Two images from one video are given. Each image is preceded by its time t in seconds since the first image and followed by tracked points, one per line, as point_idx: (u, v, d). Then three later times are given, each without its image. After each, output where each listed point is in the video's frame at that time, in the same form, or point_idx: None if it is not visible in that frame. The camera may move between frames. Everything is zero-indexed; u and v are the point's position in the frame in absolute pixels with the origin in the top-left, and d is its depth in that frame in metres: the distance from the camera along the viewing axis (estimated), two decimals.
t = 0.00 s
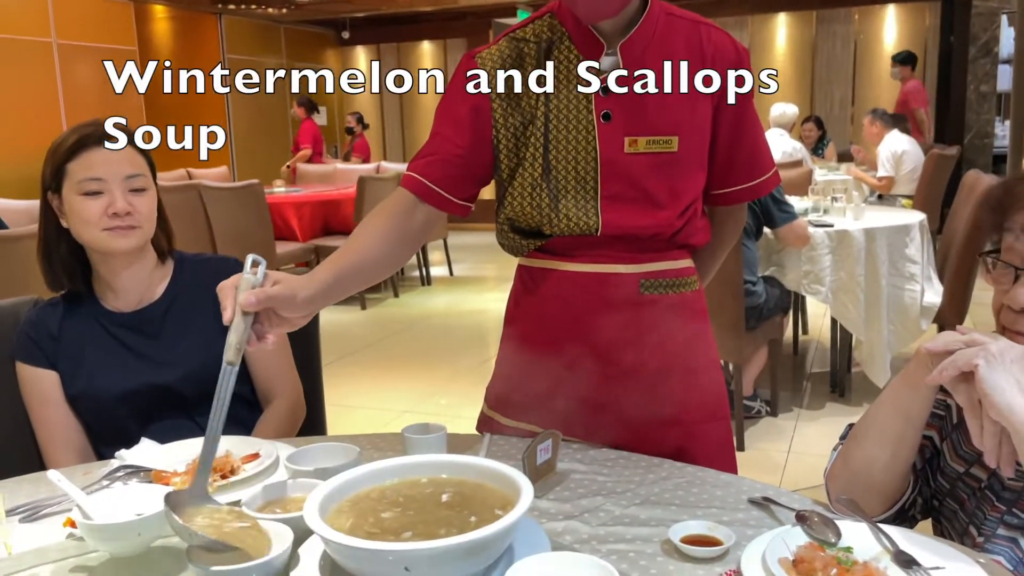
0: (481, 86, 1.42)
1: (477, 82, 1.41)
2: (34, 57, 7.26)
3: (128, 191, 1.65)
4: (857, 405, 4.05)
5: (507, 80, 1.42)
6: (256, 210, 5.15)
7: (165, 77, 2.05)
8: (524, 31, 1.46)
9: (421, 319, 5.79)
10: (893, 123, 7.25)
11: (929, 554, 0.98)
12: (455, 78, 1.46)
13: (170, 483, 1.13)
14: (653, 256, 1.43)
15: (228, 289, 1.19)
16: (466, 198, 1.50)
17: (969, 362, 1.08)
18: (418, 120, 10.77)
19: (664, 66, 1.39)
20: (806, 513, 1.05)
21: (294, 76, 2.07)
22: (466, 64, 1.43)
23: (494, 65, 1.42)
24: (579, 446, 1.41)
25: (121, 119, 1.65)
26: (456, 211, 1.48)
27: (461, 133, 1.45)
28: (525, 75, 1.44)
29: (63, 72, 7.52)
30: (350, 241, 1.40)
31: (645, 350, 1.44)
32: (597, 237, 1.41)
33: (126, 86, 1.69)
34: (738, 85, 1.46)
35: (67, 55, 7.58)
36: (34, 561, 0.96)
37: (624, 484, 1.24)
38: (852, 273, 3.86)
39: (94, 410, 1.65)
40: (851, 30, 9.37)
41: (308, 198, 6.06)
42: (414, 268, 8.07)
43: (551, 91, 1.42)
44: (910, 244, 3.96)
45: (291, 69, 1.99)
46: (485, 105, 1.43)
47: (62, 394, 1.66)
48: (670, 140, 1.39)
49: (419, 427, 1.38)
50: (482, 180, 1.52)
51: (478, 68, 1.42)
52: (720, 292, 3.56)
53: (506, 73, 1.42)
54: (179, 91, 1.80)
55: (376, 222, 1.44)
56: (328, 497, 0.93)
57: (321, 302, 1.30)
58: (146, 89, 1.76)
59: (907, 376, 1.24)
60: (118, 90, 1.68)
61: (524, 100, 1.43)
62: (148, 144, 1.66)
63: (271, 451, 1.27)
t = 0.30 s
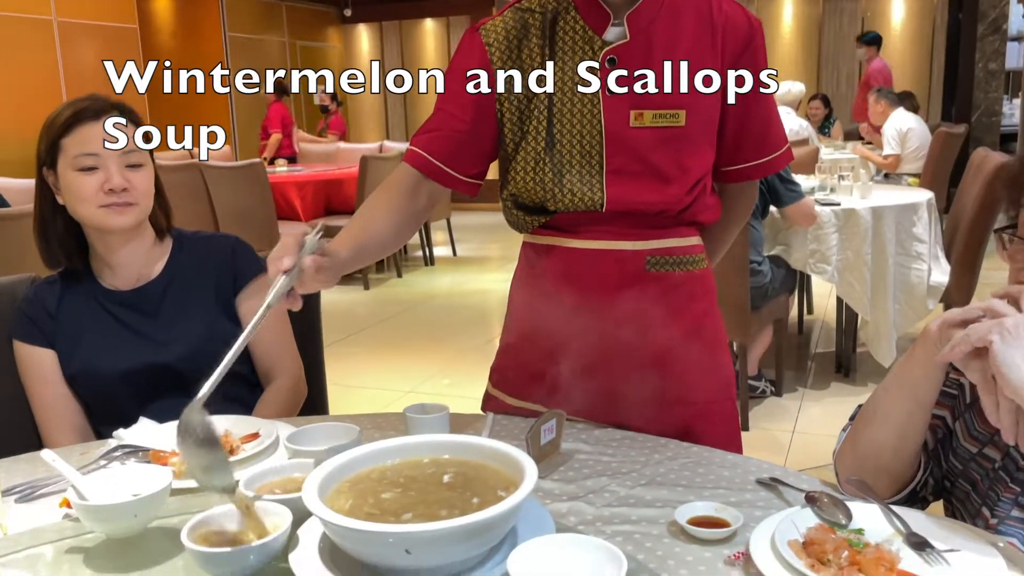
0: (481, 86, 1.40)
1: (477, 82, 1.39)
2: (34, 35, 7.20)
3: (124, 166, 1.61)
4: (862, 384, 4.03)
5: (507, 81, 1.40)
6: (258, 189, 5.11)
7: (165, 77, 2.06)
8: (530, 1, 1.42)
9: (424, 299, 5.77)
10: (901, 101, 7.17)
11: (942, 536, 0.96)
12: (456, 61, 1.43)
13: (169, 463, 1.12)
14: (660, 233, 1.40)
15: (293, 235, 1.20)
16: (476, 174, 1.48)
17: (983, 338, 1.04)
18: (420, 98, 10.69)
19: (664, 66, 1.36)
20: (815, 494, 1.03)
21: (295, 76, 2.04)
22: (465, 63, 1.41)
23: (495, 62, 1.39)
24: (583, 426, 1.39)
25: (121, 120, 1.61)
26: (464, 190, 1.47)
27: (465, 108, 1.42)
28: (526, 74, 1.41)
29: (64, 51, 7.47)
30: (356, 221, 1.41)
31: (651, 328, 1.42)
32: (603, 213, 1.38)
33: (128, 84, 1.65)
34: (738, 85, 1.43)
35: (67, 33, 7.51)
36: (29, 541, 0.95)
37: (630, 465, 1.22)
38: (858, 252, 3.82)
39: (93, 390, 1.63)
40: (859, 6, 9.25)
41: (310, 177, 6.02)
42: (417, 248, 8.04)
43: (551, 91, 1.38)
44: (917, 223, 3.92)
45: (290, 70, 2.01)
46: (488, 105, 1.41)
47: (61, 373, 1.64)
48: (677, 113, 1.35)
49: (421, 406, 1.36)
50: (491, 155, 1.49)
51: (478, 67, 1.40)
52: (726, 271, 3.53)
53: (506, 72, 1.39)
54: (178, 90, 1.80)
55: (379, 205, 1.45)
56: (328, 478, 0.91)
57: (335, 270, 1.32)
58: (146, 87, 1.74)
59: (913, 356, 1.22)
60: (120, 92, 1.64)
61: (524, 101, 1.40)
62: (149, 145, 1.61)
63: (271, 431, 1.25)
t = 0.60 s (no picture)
0: (481, 86, 1.38)
1: (477, 83, 1.38)
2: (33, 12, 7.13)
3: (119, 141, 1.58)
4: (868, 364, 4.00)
5: (507, 80, 1.37)
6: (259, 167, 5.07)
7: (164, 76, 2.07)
8: None
9: (427, 278, 5.74)
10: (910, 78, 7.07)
11: (959, 520, 0.93)
12: (458, 41, 1.39)
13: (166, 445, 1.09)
14: (669, 209, 1.37)
15: (335, 234, 1.15)
16: (484, 148, 1.45)
17: (1008, 314, 1.02)
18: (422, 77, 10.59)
19: (664, 68, 1.31)
20: (828, 477, 1.00)
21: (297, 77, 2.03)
22: (462, 61, 1.38)
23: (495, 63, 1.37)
24: (589, 406, 1.36)
25: (122, 119, 1.56)
26: (472, 164, 1.43)
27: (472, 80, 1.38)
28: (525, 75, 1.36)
29: (63, 28, 7.39)
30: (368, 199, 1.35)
31: (660, 306, 1.39)
32: (610, 187, 1.35)
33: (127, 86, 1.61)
34: (737, 84, 1.40)
35: (66, 10, 7.43)
36: (22, 524, 0.92)
37: (637, 446, 1.19)
38: (866, 231, 3.77)
39: (91, 369, 1.61)
40: None
41: (312, 156, 5.97)
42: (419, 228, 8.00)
43: (551, 92, 1.35)
44: (926, 201, 3.87)
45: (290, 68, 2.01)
46: (489, 104, 1.40)
47: (57, 352, 1.62)
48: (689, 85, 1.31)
49: (423, 386, 1.33)
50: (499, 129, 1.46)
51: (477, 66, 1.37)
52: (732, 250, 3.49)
53: (507, 73, 1.36)
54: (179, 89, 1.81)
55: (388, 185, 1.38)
56: (328, 459, 0.88)
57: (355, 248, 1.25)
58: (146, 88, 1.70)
59: (928, 337, 1.19)
60: (119, 93, 1.58)
61: (523, 100, 1.37)
62: (148, 145, 1.56)
63: (271, 411, 1.23)
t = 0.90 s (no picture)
0: (481, 86, 1.36)
1: (477, 83, 1.35)
2: None
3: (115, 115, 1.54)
4: (874, 344, 3.98)
5: (507, 81, 1.36)
6: (260, 146, 5.02)
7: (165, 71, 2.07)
8: None
9: (430, 258, 5.71)
10: (919, 55, 6.97)
11: (978, 501, 0.91)
12: (459, 34, 1.35)
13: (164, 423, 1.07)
14: (679, 182, 1.34)
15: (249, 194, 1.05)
16: (495, 120, 1.41)
17: None
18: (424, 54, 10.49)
19: (664, 64, 1.28)
20: (842, 456, 0.98)
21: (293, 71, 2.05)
22: (461, 62, 1.35)
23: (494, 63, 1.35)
24: (596, 384, 1.33)
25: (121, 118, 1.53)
26: (484, 136, 1.41)
27: (482, 48, 1.33)
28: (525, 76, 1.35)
29: (62, 5, 7.32)
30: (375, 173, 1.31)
31: (670, 283, 1.36)
32: (619, 159, 1.31)
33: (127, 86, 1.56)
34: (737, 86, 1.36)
35: None
36: (17, 503, 0.91)
37: (645, 425, 1.17)
38: (873, 208, 3.72)
39: (90, 347, 1.59)
40: None
41: (314, 134, 5.92)
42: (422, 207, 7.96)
43: (551, 92, 1.32)
44: (935, 178, 3.82)
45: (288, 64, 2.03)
46: (489, 105, 1.38)
47: (55, 330, 1.60)
48: (702, 52, 1.28)
49: (428, 364, 1.31)
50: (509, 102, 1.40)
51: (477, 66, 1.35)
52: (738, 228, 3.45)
53: (506, 73, 1.36)
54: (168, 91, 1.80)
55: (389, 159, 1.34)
56: (330, 437, 0.86)
57: (350, 227, 1.22)
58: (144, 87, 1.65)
59: (943, 316, 1.17)
60: (119, 93, 1.54)
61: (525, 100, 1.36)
62: (149, 145, 1.57)
63: (272, 389, 1.20)
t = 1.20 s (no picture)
0: (481, 86, 1.34)
1: (477, 83, 1.33)
2: None
3: (112, 91, 1.52)
4: (880, 323, 3.95)
5: (507, 81, 1.36)
6: (262, 124, 4.98)
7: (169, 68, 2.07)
8: None
9: (433, 238, 5.68)
10: (927, 31, 6.88)
11: (996, 484, 0.89)
12: (457, 30, 1.34)
13: (165, 403, 1.06)
14: (690, 158, 1.31)
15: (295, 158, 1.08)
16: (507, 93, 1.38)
17: None
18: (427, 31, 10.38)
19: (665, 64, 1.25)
20: (856, 437, 0.96)
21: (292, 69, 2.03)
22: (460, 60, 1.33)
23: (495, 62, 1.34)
24: (604, 364, 1.31)
25: (121, 118, 1.51)
26: (496, 113, 1.39)
27: (490, 21, 1.31)
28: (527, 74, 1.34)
29: None
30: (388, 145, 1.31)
31: (680, 261, 1.34)
32: (629, 135, 1.29)
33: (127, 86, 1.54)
34: (737, 85, 1.32)
35: None
36: (17, 485, 0.89)
37: (653, 406, 1.15)
38: (881, 187, 3.67)
39: (91, 326, 1.58)
40: None
41: (316, 113, 5.87)
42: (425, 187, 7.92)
43: (551, 91, 1.30)
44: (943, 156, 3.76)
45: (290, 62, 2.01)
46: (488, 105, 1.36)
47: (56, 309, 1.58)
48: (715, 25, 1.26)
49: (432, 344, 1.29)
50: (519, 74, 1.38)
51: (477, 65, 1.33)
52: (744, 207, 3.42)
53: (506, 73, 1.35)
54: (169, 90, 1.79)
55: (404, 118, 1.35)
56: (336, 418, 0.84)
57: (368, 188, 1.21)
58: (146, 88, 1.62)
59: (960, 296, 1.15)
60: (120, 93, 1.52)
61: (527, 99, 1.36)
62: (149, 146, 1.59)
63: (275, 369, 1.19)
